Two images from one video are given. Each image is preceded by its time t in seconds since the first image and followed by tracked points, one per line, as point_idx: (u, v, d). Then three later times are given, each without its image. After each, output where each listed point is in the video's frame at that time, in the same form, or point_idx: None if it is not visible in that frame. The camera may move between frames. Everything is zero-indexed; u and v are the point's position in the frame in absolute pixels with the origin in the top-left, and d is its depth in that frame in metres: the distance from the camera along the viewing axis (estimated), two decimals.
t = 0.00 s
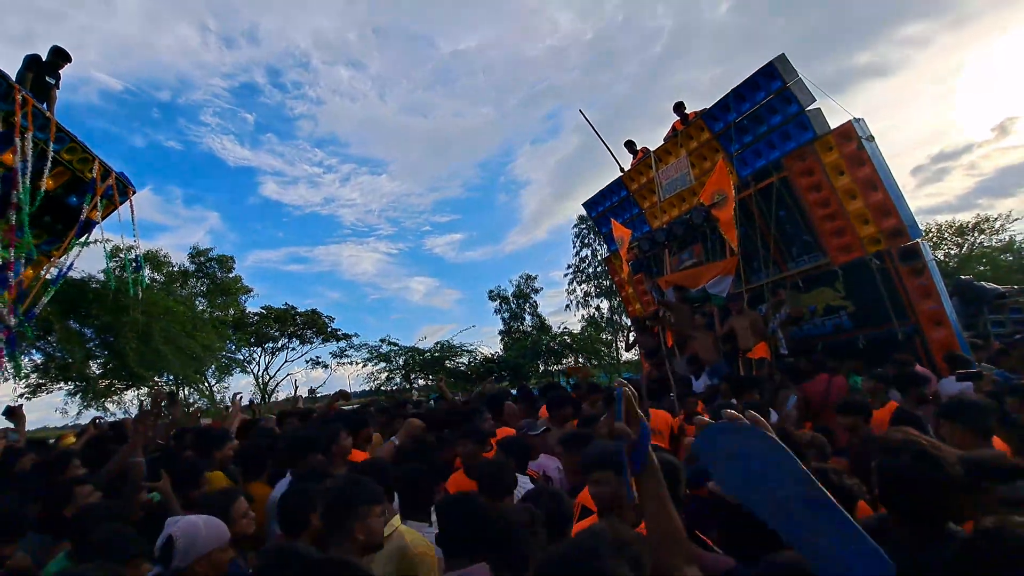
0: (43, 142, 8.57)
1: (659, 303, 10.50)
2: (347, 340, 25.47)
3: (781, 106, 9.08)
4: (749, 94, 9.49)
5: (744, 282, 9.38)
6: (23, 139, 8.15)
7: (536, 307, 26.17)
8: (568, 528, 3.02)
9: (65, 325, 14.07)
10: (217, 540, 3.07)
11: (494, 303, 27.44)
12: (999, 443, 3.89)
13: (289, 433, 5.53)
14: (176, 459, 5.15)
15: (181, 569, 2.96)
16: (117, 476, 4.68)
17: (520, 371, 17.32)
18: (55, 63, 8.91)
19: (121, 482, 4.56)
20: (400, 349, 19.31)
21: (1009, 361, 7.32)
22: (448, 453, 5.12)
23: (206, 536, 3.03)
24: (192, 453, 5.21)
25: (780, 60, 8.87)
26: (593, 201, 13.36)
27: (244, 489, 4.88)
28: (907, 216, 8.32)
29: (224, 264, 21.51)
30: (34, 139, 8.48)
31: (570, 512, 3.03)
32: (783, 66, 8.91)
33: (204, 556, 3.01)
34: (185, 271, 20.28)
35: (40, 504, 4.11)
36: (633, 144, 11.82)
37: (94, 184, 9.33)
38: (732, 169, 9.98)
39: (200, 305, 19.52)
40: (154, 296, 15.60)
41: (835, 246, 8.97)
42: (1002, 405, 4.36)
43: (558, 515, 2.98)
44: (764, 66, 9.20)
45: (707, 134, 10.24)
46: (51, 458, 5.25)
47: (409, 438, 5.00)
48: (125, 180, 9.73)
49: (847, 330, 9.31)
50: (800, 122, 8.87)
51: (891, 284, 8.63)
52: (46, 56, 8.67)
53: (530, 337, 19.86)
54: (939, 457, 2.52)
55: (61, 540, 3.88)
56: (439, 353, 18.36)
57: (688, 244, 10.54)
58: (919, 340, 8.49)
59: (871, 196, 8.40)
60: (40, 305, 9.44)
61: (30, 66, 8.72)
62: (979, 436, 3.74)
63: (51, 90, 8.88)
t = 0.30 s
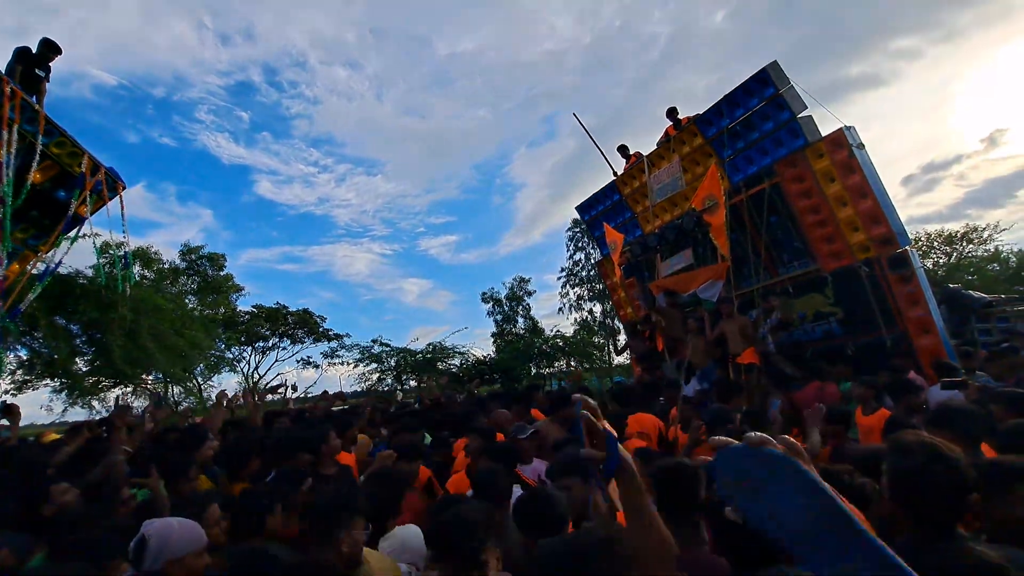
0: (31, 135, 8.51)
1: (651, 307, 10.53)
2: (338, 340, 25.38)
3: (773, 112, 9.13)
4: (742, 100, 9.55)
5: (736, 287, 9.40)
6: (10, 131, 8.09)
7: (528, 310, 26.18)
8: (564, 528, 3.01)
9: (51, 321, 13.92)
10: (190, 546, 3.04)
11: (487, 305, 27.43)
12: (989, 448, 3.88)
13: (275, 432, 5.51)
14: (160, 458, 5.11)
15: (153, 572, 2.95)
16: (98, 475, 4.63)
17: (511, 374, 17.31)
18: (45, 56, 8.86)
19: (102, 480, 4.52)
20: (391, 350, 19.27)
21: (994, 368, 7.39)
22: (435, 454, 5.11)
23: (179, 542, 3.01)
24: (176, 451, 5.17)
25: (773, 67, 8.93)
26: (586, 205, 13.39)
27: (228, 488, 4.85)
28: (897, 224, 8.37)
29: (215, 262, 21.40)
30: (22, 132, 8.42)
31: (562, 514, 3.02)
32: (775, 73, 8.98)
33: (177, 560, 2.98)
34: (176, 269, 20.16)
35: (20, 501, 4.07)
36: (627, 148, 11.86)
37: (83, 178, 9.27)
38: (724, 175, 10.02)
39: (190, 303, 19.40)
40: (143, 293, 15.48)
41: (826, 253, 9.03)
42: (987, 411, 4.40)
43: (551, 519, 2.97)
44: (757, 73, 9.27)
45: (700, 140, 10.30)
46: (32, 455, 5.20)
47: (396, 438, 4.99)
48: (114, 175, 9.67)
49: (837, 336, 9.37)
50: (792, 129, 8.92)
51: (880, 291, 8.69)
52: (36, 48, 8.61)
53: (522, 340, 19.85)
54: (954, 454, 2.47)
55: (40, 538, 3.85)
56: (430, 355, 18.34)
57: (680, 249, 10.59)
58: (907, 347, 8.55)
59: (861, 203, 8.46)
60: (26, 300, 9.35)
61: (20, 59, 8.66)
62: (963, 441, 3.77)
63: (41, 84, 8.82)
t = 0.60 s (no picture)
0: (30, 135, 8.52)
1: (648, 310, 10.52)
2: (337, 341, 25.39)
3: (771, 116, 9.14)
4: (740, 103, 9.57)
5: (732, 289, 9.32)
6: (10, 131, 8.09)
7: (527, 312, 26.17)
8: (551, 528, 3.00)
9: (49, 321, 13.92)
10: (170, 550, 3.06)
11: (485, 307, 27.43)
12: (962, 452, 3.80)
13: (271, 433, 5.50)
14: (155, 458, 5.11)
15: None
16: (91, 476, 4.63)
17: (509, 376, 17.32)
18: (45, 56, 8.87)
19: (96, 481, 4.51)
20: (389, 351, 19.27)
21: (990, 372, 7.41)
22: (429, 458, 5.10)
23: (160, 545, 3.03)
24: (170, 452, 5.17)
25: (772, 71, 8.95)
26: (585, 207, 13.41)
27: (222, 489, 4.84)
28: (894, 228, 8.37)
29: (214, 263, 21.39)
30: (21, 132, 8.43)
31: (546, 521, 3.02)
32: (773, 77, 8.99)
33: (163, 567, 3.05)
34: (174, 269, 20.15)
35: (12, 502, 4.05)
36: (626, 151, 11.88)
37: (82, 178, 9.26)
38: (722, 178, 10.03)
39: (188, 304, 19.40)
40: (141, 293, 15.46)
41: (823, 256, 9.03)
42: (983, 416, 4.39)
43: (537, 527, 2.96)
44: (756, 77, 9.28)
45: (698, 143, 10.31)
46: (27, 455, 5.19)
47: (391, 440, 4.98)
48: (113, 175, 9.66)
49: (834, 340, 9.37)
50: (790, 133, 8.93)
51: (877, 294, 8.69)
52: (36, 48, 8.61)
53: (520, 342, 19.88)
54: (947, 453, 2.47)
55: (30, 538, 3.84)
56: (429, 357, 18.35)
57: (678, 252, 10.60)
58: (904, 351, 8.56)
59: (859, 207, 8.47)
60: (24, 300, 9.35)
61: (20, 59, 8.67)
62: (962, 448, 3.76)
63: (40, 83, 8.81)
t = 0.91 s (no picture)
0: (29, 133, 8.51)
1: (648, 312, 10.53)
2: (336, 341, 25.40)
3: (772, 118, 9.15)
4: (741, 106, 9.58)
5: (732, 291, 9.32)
6: (8, 129, 8.09)
7: (527, 313, 26.17)
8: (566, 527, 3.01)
9: (46, 320, 13.90)
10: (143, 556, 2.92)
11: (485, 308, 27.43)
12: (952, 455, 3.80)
13: (270, 432, 5.52)
14: (154, 458, 5.12)
15: None
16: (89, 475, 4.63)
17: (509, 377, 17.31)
18: (44, 55, 8.88)
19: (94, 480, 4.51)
20: (389, 352, 19.27)
21: (989, 375, 7.41)
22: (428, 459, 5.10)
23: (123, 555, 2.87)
24: (169, 451, 5.17)
25: (772, 74, 8.96)
26: (585, 208, 13.42)
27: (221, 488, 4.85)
28: (894, 231, 8.37)
29: (214, 263, 21.41)
30: (20, 130, 8.43)
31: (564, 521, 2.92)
32: (774, 80, 9.00)
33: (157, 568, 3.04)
34: (174, 269, 20.14)
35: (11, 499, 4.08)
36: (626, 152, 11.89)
37: (81, 177, 9.26)
38: (723, 180, 10.04)
39: (187, 304, 19.41)
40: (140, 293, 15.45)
41: (823, 258, 9.03)
42: (983, 420, 4.40)
43: (548, 533, 2.81)
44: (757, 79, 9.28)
45: (699, 145, 10.32)
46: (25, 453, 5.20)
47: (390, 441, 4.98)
48: (113, 174, 9.66)
49: (834, 342, 9.37)
50: (791, 135, 8.94)
51: (877, 297, 8.70)
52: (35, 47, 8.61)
53: (520, 343, 19.87)
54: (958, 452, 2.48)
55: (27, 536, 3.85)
56: (428, 357, 18.36)
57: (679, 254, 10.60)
58: (904, 354, 8.57)
59: (859, 210, 8.48)
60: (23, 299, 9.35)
61: (18, 57, 8.68)
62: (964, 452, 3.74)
63: (40, 82, 8.82)
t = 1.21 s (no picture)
0: (46, 134, 8.62)
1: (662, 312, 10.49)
2: (348, 341, 25.53)
3: (788, 117, 9.07)
4: (756, 104, 9.51)
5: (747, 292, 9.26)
6: (26, 130, 8.19)
7: (538, 313, 26.14)
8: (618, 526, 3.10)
9: (62, 318, 14.02)
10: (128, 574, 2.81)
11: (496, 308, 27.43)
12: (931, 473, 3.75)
13: (285, 430, 5.55)
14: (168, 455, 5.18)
15: None
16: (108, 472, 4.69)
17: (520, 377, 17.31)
18: (61, 57, 8.99)
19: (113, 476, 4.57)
20: (400, 352, 19.32)
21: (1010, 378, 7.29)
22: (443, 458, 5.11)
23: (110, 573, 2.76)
24: (186, 449, 5.22)
25: (789, 72, 8.87)
26: (597, 208, 13.39)
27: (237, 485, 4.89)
28: (913, 231, 8.28)
29: (227, 262, 21.60)
30: (38, 131, 8.54)
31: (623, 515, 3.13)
32: (791, 78, 8.89)
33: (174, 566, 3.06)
34: (188, 269, 20.32)
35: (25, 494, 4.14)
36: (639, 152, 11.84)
37: (98, 178, 9.33)
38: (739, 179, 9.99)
39: (202, 303, 19.59)
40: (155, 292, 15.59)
41: (840, 259, 8.95)
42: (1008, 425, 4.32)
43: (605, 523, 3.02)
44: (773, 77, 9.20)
45: (714, 144, 10.25)
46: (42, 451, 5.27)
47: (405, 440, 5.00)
48: (129, 174, 9.75)
49: (851, 344, 9.26)
50: (808, 134, 8.86)
51: (896, 298, 8.60)
52: (53, 49, 8.73)
53: (531, 343, 19.86)
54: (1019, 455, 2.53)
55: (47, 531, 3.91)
56: (439, 357, 18.40)
57: (692, 254, 10.55)
58: (922, 356, 8.47)
59: (877, 210, 8.38)
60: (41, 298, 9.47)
61: (36, 60, 8.80)
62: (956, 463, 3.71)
63: (57, 84, 8.95)
